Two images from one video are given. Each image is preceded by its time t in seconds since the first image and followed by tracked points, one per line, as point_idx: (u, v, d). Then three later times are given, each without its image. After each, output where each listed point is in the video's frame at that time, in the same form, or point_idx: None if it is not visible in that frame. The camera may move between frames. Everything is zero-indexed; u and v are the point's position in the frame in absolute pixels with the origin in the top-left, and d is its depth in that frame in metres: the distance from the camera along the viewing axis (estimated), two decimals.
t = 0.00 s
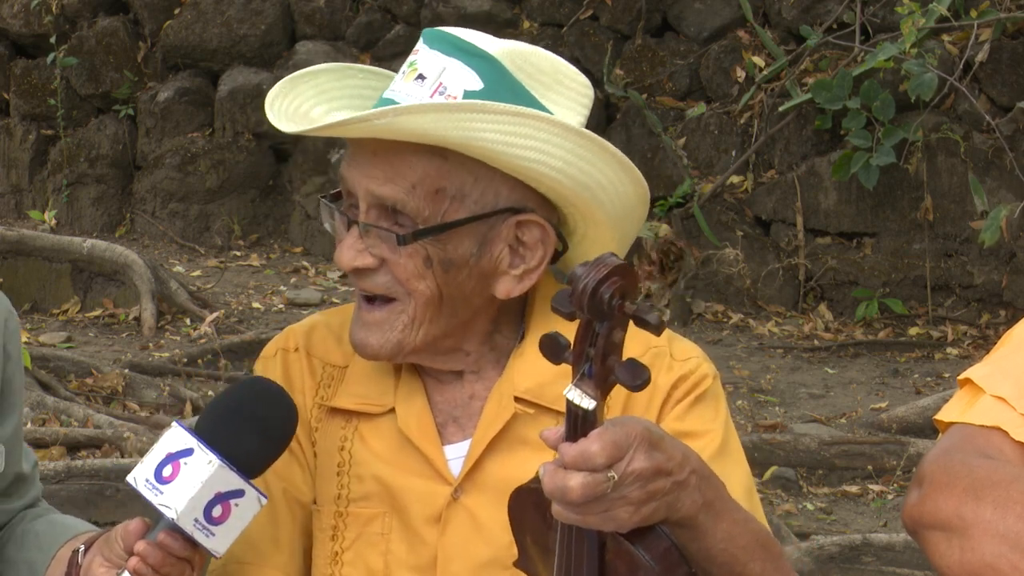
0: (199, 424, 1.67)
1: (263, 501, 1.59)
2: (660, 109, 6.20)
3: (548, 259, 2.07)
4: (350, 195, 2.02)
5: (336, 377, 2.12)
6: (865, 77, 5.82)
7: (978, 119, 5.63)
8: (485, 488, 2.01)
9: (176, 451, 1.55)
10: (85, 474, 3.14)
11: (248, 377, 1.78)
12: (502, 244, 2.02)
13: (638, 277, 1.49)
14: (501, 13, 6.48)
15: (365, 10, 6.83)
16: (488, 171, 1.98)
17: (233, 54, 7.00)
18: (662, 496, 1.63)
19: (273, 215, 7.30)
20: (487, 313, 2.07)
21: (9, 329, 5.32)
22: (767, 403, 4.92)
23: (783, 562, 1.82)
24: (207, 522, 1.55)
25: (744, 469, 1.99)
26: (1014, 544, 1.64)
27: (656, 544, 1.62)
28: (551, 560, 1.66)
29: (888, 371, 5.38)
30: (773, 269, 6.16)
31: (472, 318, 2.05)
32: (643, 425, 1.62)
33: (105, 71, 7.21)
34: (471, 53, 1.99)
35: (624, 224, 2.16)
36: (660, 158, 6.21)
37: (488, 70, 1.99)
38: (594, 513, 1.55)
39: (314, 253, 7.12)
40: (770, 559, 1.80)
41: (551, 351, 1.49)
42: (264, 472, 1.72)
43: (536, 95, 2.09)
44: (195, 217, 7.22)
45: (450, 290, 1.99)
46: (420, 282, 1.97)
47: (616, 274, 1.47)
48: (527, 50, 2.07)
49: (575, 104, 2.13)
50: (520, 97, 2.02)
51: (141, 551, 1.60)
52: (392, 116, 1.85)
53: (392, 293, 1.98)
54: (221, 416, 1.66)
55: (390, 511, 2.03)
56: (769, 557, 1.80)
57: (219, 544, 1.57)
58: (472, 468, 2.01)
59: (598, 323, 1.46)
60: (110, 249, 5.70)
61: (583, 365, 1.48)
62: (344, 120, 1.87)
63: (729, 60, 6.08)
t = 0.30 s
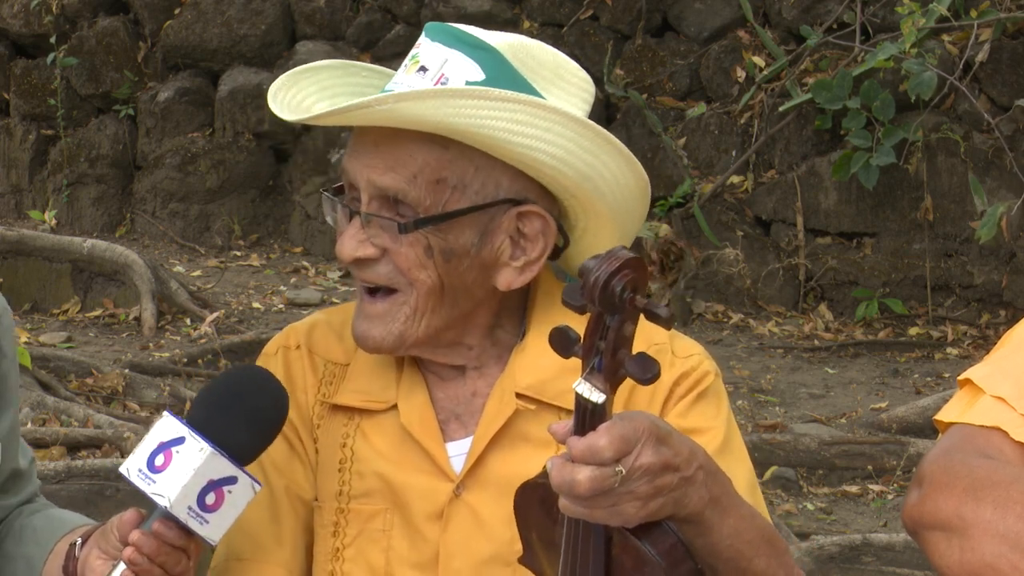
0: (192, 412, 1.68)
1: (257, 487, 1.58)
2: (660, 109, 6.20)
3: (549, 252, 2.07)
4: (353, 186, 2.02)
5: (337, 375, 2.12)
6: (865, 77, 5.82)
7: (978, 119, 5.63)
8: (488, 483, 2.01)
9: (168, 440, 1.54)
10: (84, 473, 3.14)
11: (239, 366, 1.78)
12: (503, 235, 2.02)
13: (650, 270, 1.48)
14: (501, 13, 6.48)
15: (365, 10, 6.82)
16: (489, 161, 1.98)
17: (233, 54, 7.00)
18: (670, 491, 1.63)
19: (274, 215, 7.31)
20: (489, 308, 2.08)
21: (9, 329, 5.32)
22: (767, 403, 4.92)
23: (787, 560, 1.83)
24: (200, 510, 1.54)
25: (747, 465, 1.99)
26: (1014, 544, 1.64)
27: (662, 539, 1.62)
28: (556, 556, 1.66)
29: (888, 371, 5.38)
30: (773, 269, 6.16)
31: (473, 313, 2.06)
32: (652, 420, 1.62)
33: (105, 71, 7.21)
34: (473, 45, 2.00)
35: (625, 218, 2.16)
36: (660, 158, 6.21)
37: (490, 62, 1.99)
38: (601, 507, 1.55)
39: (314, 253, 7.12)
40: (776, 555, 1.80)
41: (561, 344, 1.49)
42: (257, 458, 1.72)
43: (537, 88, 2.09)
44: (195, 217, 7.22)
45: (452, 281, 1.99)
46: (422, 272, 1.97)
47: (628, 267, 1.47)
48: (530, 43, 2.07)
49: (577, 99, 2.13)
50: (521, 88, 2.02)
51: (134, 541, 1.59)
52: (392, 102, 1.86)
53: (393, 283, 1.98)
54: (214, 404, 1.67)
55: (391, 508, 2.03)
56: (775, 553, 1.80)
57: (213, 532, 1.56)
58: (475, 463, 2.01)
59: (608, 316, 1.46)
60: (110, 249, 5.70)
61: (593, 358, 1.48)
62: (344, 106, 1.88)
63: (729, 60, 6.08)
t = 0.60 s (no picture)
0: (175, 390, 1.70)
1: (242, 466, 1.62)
2: (660, 108, 6.20)
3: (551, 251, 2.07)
4: (356, 182, 2.02)
5: (339, 374, 2.12)
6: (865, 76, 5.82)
7: (978, 119, 5.63)
8: (488, 484, 2.01)
9: (152, 421, 1.57)
10: (85, 473, 3.15)
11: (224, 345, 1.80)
12: (506, 233, 2.02)
13: (640, 275, 1.49)
14: (501, 13, 6.48)
15: (365, 10, 6.82)
16: (492, 158, 1.98)
17: (233, 54, 7.00)
18: (665, 494, 1.63)
19: (274, 215, 7.32)
20: (490, 305, 2.08)
21: (9, 329, 5.31)
22: (768, 403, 4.92)
23: (784, 561, 1.83)
24: (186, 490, 1.58)
25: (745, 466, 1.99)
26: (1014, 544, 1.64)
27: (658, 542, 1.63)
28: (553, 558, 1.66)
29: (888, 371, 5.38)
30: (773, 269, 6.16)
31: (473, 310, 2.06)
32: (645, 423, 1.61)
33: (105, 71, 7.21)
34: (478, 43, 2.00)
35: (627, 219, 2.16)
36: (660, 158, 6.21)
37: (495, 60, 2.00)
38: (596, 511, 1.55)
39: (314, 252, 7.12)
40: (773, 557, 1.80)
41: (553, 349, 1.50)
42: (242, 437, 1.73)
43: (541, 87, 2.08)
44: (195, 216, 7.21)
45: (453, 278, 1.99)
46: (422, 268, 1.97)
47: (620, 272, 1.47)
48: (535, 43, 2.08)
49: (582, 99, 2.14)
50: (526, 86, 2.03)
51: (121, 522, 1.64)
52: (397, 98, 1.86)
53: (392, 280, 1.98)
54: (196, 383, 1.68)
55: (393, 507, 2.03)
56: (772, 555, 1.80)
57: (200, 511, 1.60)
58: (475, 464, 2.01)
59: (600, 321, 1.46)
60: (110, 248, 5.70)
61: (585, 363, 1.48)
62: (349, 101, 1.88)
63: (729, 59, 6.08)
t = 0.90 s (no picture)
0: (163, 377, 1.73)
1: (231, 450, 1.65)
2: (660, 109, 6.20)
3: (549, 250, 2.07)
4: (355, 182, 2.03)
5: (338, 374, 2.12)
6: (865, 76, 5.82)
7: (978, 119, 5.63)
8: (487, 483, 2.01)
9: (140, 406, 1.60)
10: (84, 473, 3.15)
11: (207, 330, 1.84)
12: (504, 232, 2.02)
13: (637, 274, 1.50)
14: (501, 13, 6.48)
15: (365, 10, 6.81)
16: (489, 156, 1.98)
17: (233, 54, 7.00)
18: (663, 494, 1.63)
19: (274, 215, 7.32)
20: (489, 305, 2.08)
21: (9, 329, 5.32)
22: (767, 403, 4.93)
23: (783, 560, 1.83)
24: (176, 474, 1.61)
25: (744, 466, 1.99)
26: (1014, 544, 1.64)
27: (655, 542, 1.61)
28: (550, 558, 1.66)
29: (888, 372, 5.38)
30: (773, 269, 6.15)
31: (472, 311, 2.06)
32: (643, 423, 1.61)
33: (105, 71, 7.21)
34: (475, 42, 2.00)
35: (626, 217, 2.16)
36: (660, 158, 6.22)
37: (491, 59, 2.00)
38: (593, 512, 1.56)
39: (314, 253, 7.12)
40: (771, 557, 1.80)
41: (551, 349, 1.50)
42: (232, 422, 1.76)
43: (538, 86, 2.08)
44: (195, 216, 7.21)
45: (451, 277, 1.99)
46: (421, 267, 1.97)
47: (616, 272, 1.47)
48: (532, 41, 2.08)
49: (580, 98, 2.13)
50: (523, 85, 2.03)
51: (111, 508, 1.66)
52: (394, 95, 1.86)
53: (391, 280, 1.99)
54: (183, 369, 1.72)
55: (393, 507, 2.03)
56: (770, 555, 1.80)
57: (190, 495, 1.63)
58: (474, 463, 2.01)
59: (597, 320, 1.47)
60: (110, 249, 5.70)
61: (582, 364, 1.49)
62: (345, 100, 1.88)
63: (729, 59, 6.08)
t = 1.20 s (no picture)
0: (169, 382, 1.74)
1: (236, 456, 1.66)
2: (661, 108, 6.20)
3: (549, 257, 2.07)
4: (355, 187, 2.03)
5: (338, 376, 2.12)
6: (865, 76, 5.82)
7: (978, 118, 5.63)
8: (487, 486, 2.01)
9: (145, 413, 1.62)
10: (85, 473, 3.15)
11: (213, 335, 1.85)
12: (503, 239, 2.02)
13: (636, 276, 1.50)
14: (501, 13, 6.47)
15: (365, 9, 6.81)
16: (489, 164, 1.98)
17: (233, 54, 7.00)
18: (662, 494, 1.63)
19: (274, 214, 7.32)
20: (489, 309, 2.08)
21: (8, 329, 5.32)
22: (767, 403, 4.93)
23: (781, 562, 1.83)
24: (181, 481, 1.63)
25: (743, 469, 1.99)
26: (1013, 544, 1.64)
27: (654, 542, 1.62)
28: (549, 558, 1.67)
29: (889, 371, 5.38)
30: (774, 268, 6.15)
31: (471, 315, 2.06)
32: (642, 423, 1.62)
33: (106, 70, 7.21)
34: (476, 49, 2.00)
35: (627, 225, 2.16)
36: (660, 158, 6.21)
37: (493, 66, 2.00)
38: (593, 511, 1.56)
39: (314, 252, 7.12)
40: (770, 559, 1.80)
41: (550, 349, 1.49)
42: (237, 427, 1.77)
43: (540, 92, 2.08)
44: (195, 216, 7.21)
45: (450, 284, 1.99)
46: (420, 274, 1.97)
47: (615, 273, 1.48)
48: (535, 48, 2.07)
49: (581, 105, 2.13)
50: (524, 92, 2.03)
51: (117, 515, 1.67)
52: (394, 105, 1.87)
53: (391, 285, 1.99)
54: (190, 376, 1.72)
55: (392, 509, 2.03)
56: (769, 557, 1.80)
57: (196, 501, 1.65)
58: (474, 464, 2.01)
59: (596, 320, 1.47)
60: (110, 248, 5.70)
61: (581, 363, 1.49)
62: (345, 108, 1.89)
63: (729, 59, 6.08)
